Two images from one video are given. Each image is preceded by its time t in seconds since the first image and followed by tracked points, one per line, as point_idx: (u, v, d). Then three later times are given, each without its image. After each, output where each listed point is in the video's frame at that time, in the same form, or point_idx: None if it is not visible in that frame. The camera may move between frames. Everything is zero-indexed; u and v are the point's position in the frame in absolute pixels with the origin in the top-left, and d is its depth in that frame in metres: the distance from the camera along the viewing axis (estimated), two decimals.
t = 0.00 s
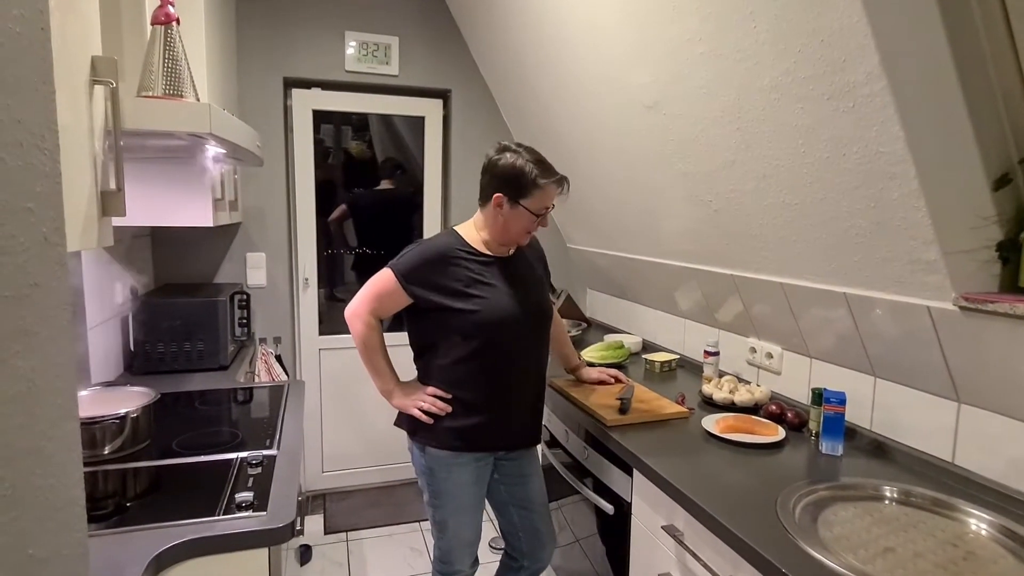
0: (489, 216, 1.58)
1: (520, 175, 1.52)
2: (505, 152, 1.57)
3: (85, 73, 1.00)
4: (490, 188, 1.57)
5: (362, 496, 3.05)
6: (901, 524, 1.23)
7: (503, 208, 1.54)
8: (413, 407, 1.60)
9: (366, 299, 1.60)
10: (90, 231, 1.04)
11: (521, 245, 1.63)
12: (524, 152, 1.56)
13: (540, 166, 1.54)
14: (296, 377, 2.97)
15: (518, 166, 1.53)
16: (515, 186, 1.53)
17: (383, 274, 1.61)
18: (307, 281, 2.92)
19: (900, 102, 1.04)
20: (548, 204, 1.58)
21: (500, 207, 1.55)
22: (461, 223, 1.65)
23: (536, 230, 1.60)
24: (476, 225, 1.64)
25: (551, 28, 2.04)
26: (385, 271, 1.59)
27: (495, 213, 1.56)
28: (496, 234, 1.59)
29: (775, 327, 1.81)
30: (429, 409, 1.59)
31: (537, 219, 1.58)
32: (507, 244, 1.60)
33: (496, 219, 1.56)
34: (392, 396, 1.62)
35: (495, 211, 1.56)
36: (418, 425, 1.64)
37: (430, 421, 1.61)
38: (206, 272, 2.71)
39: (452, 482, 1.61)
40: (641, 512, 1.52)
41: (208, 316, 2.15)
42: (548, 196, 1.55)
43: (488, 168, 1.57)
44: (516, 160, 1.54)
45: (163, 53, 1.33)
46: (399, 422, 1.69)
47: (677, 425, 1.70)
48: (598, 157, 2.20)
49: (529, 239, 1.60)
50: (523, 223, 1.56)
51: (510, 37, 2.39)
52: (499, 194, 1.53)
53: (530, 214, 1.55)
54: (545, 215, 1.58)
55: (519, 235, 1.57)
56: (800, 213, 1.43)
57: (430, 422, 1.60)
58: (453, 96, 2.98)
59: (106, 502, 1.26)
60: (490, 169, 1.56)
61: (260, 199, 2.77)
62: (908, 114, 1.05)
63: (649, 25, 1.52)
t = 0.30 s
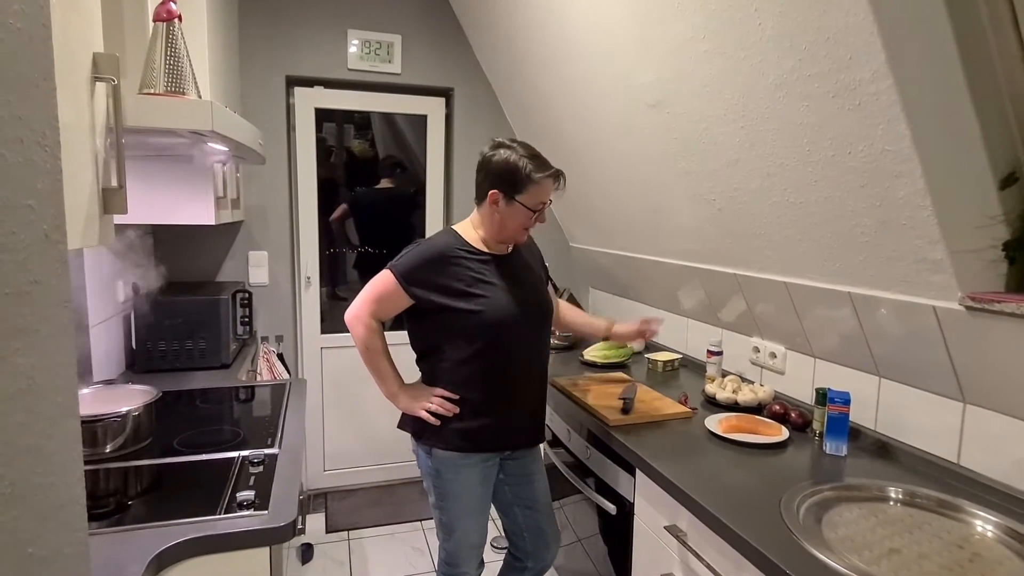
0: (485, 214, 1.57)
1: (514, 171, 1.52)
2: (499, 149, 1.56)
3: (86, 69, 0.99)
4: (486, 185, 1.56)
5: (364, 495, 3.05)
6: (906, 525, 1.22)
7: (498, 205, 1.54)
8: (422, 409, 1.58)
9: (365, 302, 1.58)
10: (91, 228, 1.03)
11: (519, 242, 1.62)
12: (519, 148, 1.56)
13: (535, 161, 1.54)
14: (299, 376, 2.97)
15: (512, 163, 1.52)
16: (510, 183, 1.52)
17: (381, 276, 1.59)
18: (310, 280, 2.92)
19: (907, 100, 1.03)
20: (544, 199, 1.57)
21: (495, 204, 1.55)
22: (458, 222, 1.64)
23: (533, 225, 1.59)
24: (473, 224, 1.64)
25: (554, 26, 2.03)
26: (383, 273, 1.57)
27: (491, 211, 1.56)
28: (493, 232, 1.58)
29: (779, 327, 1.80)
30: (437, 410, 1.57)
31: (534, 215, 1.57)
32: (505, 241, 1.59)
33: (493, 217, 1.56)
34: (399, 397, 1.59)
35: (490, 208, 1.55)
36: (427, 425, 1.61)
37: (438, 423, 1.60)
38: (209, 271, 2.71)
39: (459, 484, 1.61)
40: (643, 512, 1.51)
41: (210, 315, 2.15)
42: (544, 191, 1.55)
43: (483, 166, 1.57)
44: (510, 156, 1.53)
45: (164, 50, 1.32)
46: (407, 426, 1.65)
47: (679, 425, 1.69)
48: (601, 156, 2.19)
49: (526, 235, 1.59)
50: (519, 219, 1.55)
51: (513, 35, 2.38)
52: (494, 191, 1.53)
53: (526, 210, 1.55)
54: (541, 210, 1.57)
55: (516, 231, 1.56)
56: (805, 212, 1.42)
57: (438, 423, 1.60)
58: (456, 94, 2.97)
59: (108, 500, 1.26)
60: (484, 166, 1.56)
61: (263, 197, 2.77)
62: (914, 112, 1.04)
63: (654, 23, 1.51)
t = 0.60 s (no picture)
0: (490, 212, 1.57)
1: (516, 167, 1.52)
2: (502, 146, 1.56)
3: (88, 70, 0.99)
4: (490, 182, 1.56)
5: (366, 496, 3.05)
6: (911, 528, 1.21)
7: (502, 202, 1.54)
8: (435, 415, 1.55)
9: (373, 305, 1.55)
10: (92, 229, 1.03)
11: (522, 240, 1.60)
12: (524, 146, 1.56)
13: (538, 158, 1.54)
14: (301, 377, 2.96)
15: (515, 159, 1.52)
16: (512, 179, 1.52)
17: (387, 278, 1.57)
18: (311, 281, 2.92)
19: (911, 100, 1.03)
20: (548, 197, 1.56)
21: (499, 200, 1.54)
22: (462, 221, 1.64)
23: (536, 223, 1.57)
24: (477, 223, 1.64)
25: (556, 27, 2.03)
26: (390, 274, 1.55)
27: (495, 207, 1.55)
28: (496, 229, 1.58)
29: (782, 328, 1.79)
30: (451, 417, 1.55)
31: (537, 212, 1.56)
32: (507, 238, 1.58)
33: (495, 213, 1.55)
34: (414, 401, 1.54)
35: (493, 203, 1.55)
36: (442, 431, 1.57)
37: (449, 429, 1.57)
38: (211, 271, 2.70)
39: (464, 485, 1.60)
40: (646, 514, 1.51)
41: (212, 315, 2.15)
42: (547, 188, 1.54)
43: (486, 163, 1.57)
44: (513, 152, 1.53)
45: (166, 51, 1.32)
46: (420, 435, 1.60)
47: (682, 427, 1.68)
48: (603, 157, 2.18)
49: (529, 233, 1.58)
50: (522, 216, 1.54)
51: (516, 36, 2.38)
52: (497, 187, 1.53)
53: (529, 207, 1.54)
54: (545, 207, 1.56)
55: (518, 228, 1.55)
56: (808, 212, 1.41)
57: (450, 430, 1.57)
58: (458, 95, 2.97)
59: (109, 502, 1.25)
60: (487, 163, 1.56)
61: (265, 198, 2.77)
62: (919, 113, 1.03)
63: (657, 23, 1.50)
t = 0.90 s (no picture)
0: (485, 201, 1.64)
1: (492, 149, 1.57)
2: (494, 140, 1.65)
3: (86, 66, 0.99)
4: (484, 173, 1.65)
5: (366, 495, 3.04)
6: (914, 528, 1.21)
7: (486, 184, 1.61)
8: (488, 404, 1.42)
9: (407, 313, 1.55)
10: (90, 226, 1.02)
11: (518, 224, 1.59)
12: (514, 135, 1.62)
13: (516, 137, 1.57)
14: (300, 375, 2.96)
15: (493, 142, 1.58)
16: (490, 160, 1.57)
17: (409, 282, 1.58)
18: (311, 279, 2.92)
19: (915, 96, 1.02)
20: (524, 169, 1.54)
21: (485, 184, 1.61)
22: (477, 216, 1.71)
23: (517, 199, 1.55)
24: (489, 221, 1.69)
25: (558, 24, 2.02)
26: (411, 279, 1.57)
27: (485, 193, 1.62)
28: (490, 216, 1.61)
29: (784, 327, 1.78)
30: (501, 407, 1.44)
31: (516, 187, 1.55)
32: (498, 222, 1.59)
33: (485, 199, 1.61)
34: (460, 384, 1.43)
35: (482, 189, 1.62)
36: (496, 415, 1.42)
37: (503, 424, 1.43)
38: (210, 269, 2.70)
39: (467, 480, 1.60)
40: (647, 513, 1.50)
41: (212, 313, 2.15)
42: (518, 160, 1.54)
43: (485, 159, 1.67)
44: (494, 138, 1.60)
45: (164, 46, 1.31)
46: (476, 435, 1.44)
47: (683, 426, 1.68)
48: (604, 154, 2.17)
49: (516, 212, 1.56)
50: (497, 192, 1.56)
51: (517, 33, 2.37)
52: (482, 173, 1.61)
53: (503, 181, 1.55)
54: (518, 179, 1.54)
55: (497, 205, 1.56)
56: (811, 211, 1.41)
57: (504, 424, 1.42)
58: (458, 93, 2.95)
59: (108, 500, 1.25)
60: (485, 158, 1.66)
61: (265, 196, 2.76)
62: (923, 109, 1.02)
63: (658, 21, 1.50)
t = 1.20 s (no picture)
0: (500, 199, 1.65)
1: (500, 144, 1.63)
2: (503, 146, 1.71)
3: (85, 65, 0.98)
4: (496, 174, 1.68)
5: (366, 495, 3.04)
6: (917, 529, 1.20)
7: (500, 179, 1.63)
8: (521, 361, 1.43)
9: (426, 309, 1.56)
10: (89, 226, 1.02)
11: (535, 205, 1.57)
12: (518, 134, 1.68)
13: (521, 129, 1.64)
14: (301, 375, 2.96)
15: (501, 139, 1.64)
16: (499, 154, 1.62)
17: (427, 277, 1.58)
18: (312, 279, 2.92)
19: (918, 94, 1.01)
20: (533, 150, 1.57)
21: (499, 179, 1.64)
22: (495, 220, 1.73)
23: (532, 178, 1.56)
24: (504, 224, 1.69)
25: (559, 23, 2.01)
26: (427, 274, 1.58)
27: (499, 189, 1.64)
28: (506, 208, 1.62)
29: (785, 326, 1.78)
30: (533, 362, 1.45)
31: (528, 167, 1.57)
32: (516, 209, 1.59)
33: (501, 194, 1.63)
34: (489, 349, 1.43)
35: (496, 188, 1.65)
36: (528, 370, 1.42)
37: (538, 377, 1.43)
38: (211, 269, 2.69)
39: (477, 473, 1.63)
40: (648, 514, 1.49)
41: (212, 313, 2.14)
42: (526, 142, 1.58)
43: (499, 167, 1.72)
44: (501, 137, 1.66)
45: (164, 45, 1.31)
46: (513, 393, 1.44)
47: (685, 426, 1.67)
48: (605, 154, 2.17)
49: (532, 191, 1.56)
50: (512, 176, 1.58)
51: (517, 33, 2.36)
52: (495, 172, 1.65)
53: (515, 164, 1.57)
54: (531, 158, 1.56)
55: (513, 188, 1.57)
56: (813, 210, 1.40)
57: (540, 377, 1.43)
58: (459, 92, 2.94)
59: (107, 500, 1.24)
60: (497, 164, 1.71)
61: (265, 196, 2.75)
62: (927, 108, 1.02)
63: (660, 20, 1.49)
